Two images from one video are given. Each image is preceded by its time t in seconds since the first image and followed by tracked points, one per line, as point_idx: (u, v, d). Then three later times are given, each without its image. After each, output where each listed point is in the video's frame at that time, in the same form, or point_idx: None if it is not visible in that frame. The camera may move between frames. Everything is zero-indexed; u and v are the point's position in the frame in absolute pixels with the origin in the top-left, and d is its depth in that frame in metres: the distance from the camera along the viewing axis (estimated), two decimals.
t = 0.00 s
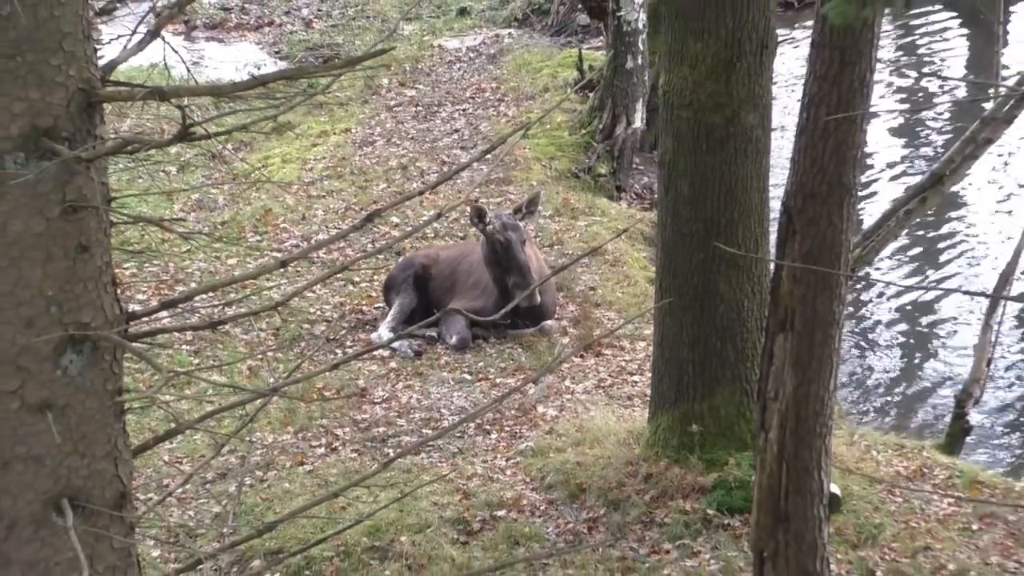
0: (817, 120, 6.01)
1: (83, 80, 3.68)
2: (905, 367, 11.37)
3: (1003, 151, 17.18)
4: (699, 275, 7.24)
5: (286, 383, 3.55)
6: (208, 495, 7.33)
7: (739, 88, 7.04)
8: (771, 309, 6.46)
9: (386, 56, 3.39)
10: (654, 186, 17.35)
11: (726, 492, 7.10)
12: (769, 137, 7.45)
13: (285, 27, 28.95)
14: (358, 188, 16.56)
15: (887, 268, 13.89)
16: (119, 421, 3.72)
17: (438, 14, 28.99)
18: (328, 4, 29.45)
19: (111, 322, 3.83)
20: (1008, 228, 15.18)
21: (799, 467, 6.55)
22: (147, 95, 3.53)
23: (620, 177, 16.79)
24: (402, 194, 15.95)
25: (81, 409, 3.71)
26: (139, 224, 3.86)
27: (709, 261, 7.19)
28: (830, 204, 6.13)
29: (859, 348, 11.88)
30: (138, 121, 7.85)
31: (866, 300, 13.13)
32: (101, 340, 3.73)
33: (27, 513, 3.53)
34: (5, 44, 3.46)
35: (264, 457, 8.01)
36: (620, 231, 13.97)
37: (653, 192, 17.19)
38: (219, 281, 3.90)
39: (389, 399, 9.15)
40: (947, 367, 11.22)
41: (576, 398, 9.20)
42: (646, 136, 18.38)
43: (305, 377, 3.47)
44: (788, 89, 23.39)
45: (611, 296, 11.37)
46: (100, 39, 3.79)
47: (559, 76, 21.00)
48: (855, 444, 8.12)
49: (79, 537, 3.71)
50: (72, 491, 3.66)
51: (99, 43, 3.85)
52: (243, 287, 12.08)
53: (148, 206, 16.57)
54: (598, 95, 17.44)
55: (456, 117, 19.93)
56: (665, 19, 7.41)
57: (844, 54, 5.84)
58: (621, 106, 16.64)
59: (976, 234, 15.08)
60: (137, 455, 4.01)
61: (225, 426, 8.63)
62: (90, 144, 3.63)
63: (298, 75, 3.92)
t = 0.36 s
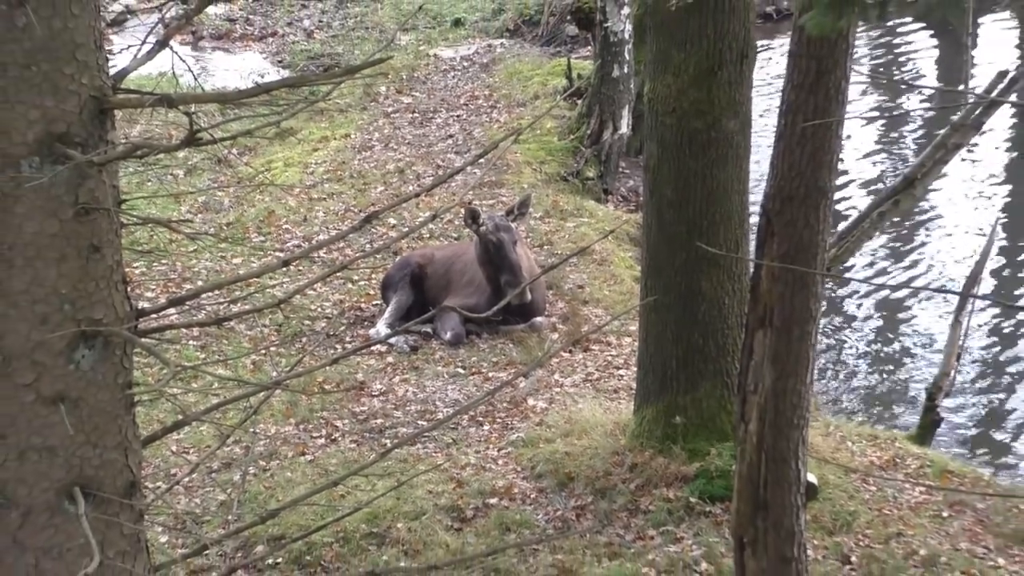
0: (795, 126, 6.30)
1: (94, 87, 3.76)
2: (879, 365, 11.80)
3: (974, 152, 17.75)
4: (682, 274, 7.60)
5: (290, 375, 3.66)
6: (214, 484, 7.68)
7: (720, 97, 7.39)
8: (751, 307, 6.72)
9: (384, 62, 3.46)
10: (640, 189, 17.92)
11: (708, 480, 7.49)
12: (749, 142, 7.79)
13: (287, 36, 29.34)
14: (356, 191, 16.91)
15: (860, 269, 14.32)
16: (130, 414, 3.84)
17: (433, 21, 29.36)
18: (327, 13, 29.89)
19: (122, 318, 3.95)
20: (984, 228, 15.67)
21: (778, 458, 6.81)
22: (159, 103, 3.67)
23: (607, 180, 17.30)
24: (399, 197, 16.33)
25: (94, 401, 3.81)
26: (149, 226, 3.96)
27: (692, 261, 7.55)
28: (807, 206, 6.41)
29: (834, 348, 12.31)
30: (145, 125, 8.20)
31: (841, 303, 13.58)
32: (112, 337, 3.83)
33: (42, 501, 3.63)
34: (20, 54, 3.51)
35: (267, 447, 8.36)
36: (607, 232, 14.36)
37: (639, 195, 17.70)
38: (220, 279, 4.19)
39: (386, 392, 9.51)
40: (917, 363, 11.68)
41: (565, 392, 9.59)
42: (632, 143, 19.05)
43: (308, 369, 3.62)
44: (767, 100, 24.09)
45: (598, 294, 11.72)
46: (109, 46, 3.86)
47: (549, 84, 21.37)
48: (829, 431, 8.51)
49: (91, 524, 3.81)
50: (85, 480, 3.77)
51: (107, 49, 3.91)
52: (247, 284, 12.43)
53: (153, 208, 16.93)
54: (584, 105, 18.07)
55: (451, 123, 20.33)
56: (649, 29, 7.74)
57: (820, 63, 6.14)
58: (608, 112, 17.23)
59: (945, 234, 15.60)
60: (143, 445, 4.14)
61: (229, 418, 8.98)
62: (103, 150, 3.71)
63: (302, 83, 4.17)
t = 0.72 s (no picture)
0: (778, 132, 6.58)
1: (109, 95, 4.07)
2: (861, 364, 12.17)
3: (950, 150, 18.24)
4: (669, 273, 7.96)
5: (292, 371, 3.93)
6: (223, 474, 8.06)
7: (706, 104, 7.75)
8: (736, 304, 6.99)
9: (386, 73, 3.98)
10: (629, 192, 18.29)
11: (694, 470, 7.89)
12: (735, 148, 8.14)
13: (293, 47, 29.76)
14: (359, 194, 17.28)
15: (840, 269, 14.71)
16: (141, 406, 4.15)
17: (432, 28, 29.78)
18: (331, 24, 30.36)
19: (134, 316, 4.25)
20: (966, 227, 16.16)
21: (761, 448, 7.11)
22: (166, 110, 3.94)
23: (597, 184, 17.76)
24: (400, 199, 16.70)
25: (108, 395, 4.13)
26: (159, 226, 4.25)
27: (679, 260, 7.91)
28: (789, 208, 6.69)
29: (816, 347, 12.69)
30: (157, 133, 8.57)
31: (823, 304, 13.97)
32: (125, 332, 4.14)
33: (58, 489, 3.97)
34: (38, 63, 3.82)
35: (274, 438, 8.73)
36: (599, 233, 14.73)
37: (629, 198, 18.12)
38: (230, 279, 4.28)
39: (387, 386, 9.89)
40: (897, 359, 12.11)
41: (558, 386, 9.99)
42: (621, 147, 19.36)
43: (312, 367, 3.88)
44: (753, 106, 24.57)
45: (591, 292, 12.09)
46: (124, 56, 4.16)
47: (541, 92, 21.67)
48: (812, 425, 8.96)
49: (107, 510, 4.15)
50: (100, 469, 4.10)
51: (123, 59, 4.22)
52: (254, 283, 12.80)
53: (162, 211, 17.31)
54: (578, 110, 18.43)
55: (449, 130, 20.70)
56: (638, 40, 8.12)
57: (802, 72, 6.41)
58: (599, 119, 17.61)
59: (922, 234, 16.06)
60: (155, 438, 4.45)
61: (238, 411, 9.36)
62: (116, 155, 4.02)
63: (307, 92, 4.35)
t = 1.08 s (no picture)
0: (769, 139, 6.94)
1: (131, 103, 4.30)
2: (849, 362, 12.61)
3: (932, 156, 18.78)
4: (665, 274, 8.35)
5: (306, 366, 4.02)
6: (239, 465, 8.43)
7: (700, 113, 8.15)
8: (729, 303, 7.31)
9: (394, 84, 4.19)
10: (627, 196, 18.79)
11: (688, 461, 8.30)
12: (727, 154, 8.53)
13: (306, 57, 30.21)
14: (368, 198, 17.68)
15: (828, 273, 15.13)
16: (158, 402, 4.41)
17: (438, 38, 30.24)
18: (343, 35, 30.87)
19: (153, 313, 4.47)
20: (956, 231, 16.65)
21: (753, 441, 7.43)
22: (185, 119, 4.17)
23: (596, 188, 18.24)
24: (408, 203, 17.09)
25: (128, 391, 4.39)
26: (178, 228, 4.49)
27: (674, 262, 8.29)
28: (779, 211, 7.04)
29: (806, 347, 13.07)
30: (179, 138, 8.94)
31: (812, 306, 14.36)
32: (144, 330, 4.38)
33: (82, 481, 4.28)
34: (63, 73, 4.07)
35: (288, 431, 9.11)
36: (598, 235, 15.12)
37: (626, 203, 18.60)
38: (243, 282, 4.53)
39: (396, 381, 10.27)
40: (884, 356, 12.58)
41: (560, 381, 10.40)
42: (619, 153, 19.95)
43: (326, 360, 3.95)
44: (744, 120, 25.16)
45: (589, 292, 12.46)
46: (143, 66, 4.38)
47: (543, 101, 22.07)
48: (800, 420, 9.42)
49: (128, 500, 4.43)
50: (121, 461, 4.37)
51: (142, 68, 4.44)
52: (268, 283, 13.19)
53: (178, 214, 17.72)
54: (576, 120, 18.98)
55: (454, 136, 21.11)
56: (636, 51, 8.49)
57: (791, 82, 6.79)
58: (598, 126, 18.11)
59: (905, 238, 16.54)
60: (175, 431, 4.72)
61: (253, 405, 9.74)
62: (136, 160, 4.27)
63: (318, 99, 4.51)
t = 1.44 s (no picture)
0: (752, 144, 7.27)
1: (142, 111, 4.60)
2: (829, 361, 13.10)
3: (904, 159, 19.31)
4: (651, 274, 8.73)
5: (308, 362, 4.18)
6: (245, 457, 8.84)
7: (685, 121, 8.53)
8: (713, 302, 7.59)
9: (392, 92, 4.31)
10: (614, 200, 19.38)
11: (674, 453, 8.71)
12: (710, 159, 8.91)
13: (308, 67, 30.63)
14: (367, 202, 18.08)
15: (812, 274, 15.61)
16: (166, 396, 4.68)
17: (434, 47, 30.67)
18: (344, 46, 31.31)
19: (162, 312, 4.75)
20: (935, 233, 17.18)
21: (735, 435, 7.71)
22: (191, 125, 4.46)
23: (586, 192, 18.77)
24: (406, 206, 17.49)
25: (138, 386, 4.68)
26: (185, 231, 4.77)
27: (660, 262, 8.68)
28: (760, 214, 7.36)
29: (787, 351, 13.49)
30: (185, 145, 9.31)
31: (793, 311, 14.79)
32: (153, 328, 4.67)
33: (94, 472, 4.60)
34: (76, 82, 4.38)
35: (291, 424, 9.50)
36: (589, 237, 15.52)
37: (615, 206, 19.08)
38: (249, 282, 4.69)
39: (394, 376, 10.66)
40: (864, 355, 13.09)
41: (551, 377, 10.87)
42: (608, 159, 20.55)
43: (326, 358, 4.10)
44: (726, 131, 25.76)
45: (579, 291, 12.84)
46: (154, 76, 4.68)
47: (536, 108, 22.43)
48: (780, 414, 9.88)
49: (139, 490, 4.74)
50: (131, 452, 4.69)
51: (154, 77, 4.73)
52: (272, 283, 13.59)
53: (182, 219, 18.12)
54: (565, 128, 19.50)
55: (451, 142, 21.52)
56: (624, 61, 8.86)
57: (773, 90, 7.11)
58: (587, 132, 18.69)
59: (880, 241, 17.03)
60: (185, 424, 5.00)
61: (258, 399, 10.13)
62: (146, 165, 4.56)
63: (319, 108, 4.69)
